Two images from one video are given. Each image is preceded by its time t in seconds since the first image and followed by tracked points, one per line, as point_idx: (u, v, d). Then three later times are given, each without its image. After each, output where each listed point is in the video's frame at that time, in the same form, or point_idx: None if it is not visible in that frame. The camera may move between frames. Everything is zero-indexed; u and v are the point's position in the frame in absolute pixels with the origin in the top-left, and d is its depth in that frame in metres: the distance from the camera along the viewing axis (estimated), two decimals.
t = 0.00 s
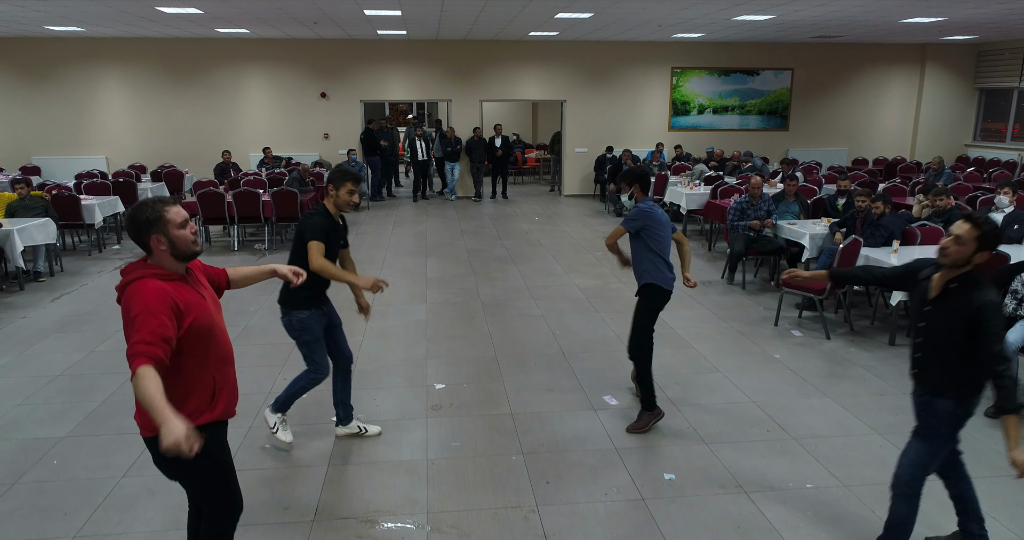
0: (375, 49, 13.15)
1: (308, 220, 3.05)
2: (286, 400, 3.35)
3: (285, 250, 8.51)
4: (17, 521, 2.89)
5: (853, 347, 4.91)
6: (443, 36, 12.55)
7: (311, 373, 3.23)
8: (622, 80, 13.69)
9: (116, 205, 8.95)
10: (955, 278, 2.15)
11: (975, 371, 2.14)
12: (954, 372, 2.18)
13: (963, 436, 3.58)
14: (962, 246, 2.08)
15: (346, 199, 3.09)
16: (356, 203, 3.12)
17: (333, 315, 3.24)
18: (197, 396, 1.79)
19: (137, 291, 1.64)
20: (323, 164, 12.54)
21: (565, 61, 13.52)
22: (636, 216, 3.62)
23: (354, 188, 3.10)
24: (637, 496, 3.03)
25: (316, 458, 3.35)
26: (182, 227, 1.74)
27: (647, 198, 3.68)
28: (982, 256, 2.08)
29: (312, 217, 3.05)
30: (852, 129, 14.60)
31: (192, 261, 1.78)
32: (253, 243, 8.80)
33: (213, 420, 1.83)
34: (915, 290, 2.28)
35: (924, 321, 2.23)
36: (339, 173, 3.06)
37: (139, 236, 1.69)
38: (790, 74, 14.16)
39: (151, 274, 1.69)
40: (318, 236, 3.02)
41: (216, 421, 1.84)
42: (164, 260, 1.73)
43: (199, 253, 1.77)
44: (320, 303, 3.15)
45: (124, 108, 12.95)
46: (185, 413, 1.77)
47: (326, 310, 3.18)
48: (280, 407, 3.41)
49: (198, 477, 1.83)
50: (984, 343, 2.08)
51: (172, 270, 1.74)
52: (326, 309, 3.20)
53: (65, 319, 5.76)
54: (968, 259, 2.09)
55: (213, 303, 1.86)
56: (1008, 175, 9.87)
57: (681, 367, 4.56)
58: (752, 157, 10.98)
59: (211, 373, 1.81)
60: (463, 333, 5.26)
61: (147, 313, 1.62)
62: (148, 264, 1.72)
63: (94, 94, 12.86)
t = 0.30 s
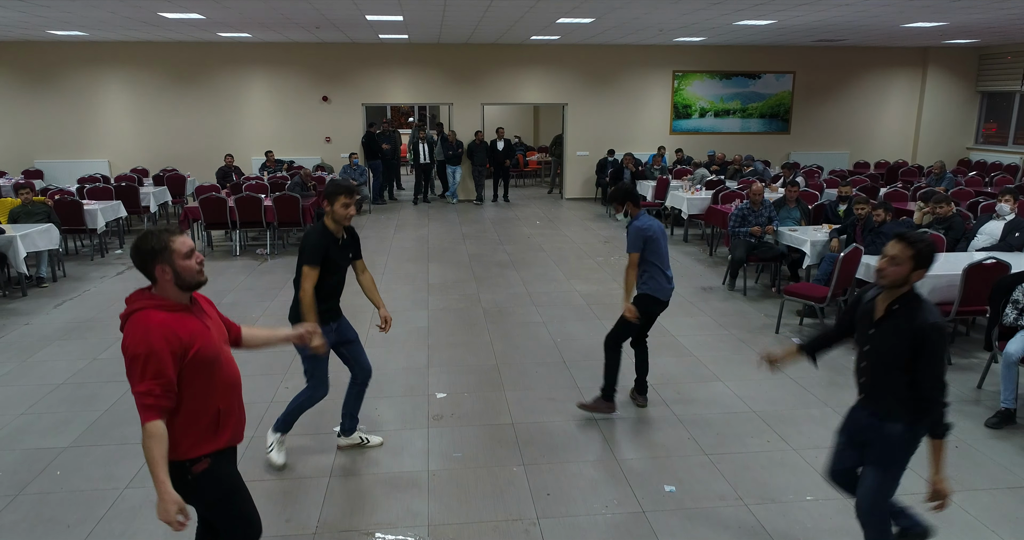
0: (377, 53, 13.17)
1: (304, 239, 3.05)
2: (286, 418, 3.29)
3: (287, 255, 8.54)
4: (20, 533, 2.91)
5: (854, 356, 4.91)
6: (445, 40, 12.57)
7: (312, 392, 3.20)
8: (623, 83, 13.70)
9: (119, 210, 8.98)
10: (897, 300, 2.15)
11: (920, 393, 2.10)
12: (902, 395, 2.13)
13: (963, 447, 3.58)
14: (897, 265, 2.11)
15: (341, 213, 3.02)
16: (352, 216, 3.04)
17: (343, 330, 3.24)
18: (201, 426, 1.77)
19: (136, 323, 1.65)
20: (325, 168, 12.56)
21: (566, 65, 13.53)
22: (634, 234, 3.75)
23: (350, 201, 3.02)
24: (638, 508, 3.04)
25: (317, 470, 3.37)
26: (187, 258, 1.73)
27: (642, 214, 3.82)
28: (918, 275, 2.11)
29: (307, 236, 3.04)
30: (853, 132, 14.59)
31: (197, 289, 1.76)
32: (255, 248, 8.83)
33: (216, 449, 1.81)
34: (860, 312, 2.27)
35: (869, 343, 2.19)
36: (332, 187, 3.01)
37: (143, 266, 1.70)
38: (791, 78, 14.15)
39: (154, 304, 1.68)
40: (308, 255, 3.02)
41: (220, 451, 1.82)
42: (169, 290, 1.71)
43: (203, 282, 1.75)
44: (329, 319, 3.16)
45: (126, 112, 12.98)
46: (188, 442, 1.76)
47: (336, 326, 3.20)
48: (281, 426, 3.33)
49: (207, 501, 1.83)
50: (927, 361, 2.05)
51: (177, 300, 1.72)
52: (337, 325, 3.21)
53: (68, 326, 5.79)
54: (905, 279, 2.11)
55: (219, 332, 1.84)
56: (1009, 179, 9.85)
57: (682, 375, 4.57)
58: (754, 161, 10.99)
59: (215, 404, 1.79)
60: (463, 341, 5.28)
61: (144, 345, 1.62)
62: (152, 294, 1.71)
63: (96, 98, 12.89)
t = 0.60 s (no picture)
0: (379, 55, 13.18)
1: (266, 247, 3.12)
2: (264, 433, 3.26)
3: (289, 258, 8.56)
4: None
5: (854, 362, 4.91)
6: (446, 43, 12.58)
7: (266, 393, 3.18)
8: (624, 85, 13.71)
9: (121, 213, 9.01)
10: (833, 301, 2.17)
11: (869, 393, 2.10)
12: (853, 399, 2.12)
13: (964, 455, 3.58)
14: (821, 268, 2.14)
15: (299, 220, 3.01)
16: (308, 222, 3.00)
17: (319, 341, 3.22)
18: (206, 449, 1.76)
19: (139, 345, 1.65)
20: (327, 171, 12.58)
21: (567, 67, 13.54)
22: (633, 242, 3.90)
23: (306, 209, 2.99)
24: (639, 517, 3.04)
25: (319, 478, 3.38)
26: (193, 276, 1.73)
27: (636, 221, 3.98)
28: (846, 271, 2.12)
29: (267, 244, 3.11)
30: (855, 134, 14.58)
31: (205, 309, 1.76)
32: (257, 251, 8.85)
33: (222, 473, 1.81)
34: (802, 321, 2.29)
35: (814, 353, 2.21)
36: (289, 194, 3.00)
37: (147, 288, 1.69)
38: (793, 80, 14.15)
39: (159, 327, 1.68)
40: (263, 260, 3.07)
41: (225, 474, 1.81)
42: (176, 310, 1.72)
43: (211, 301, 1.75)
44: (302, 329, 3.14)
45: (129, 114, 13.02)
46: (193, 468, 1.76)
47: (312, 337, 3.18)
48: (263, 445, 3.32)
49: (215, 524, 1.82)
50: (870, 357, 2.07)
51: (183, 321, 1.72)
52: (310, 336, 3.18)
53: (70, 331, 5.81)
54: (832, 278, 2.14)
55: (227, 354, 1.83)
56: (1011, 182, 9.84)
57: (682, 381, 4.58)
58: (755, 164, 10.99)
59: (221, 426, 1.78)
60: (465, 346, 5.29)
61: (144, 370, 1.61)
62: (159, 316, 1.71)
63: (98, 101, 12.92)
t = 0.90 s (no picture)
0: (380, 56, 13.18)
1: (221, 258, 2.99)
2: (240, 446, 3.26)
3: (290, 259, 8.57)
4: None
5: (856, 364, 4.90)
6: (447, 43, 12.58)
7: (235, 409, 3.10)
8: (625, 86, 13.70)
9: (122, 214, 9.02)
10: (771, 296, 2.33)
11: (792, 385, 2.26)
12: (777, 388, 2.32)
13: (965, 458, 3.57)
14: (756, 263, 2.32)
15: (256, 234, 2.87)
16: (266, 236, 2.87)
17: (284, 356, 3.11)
18: (217, 473, 1.67)
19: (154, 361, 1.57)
20: (328, 172, 12.60)
21: (568, 68, 13.54)
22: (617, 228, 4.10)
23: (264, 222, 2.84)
24: (639, 520, 3.04)
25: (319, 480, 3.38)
26: (220, 290, 1.65)
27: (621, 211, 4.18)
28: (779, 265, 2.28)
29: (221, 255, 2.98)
30: (856, 135, 14.57)
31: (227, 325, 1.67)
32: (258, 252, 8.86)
33: (234, 499, 1.71)
34: (746, 314, 2.46)
35: (752, 343, 2.40)
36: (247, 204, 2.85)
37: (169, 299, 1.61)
38: (795, 81, 14.14)
39: (177, 341, 1.60)
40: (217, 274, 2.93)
41: (238, 502, 1.71)
42: (197, 325, 1.62)
43: (235, 318, 1.67)
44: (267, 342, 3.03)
45: (130, 115, 13.03)
46: (203, 492, 1.66)
47: (278, 350, 3.07)
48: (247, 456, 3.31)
49: None
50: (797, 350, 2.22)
51: (203, 336, 1.63)
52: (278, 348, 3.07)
53: (72, 333, 5.82)
54: (767, 273, 2.32)
55: (248, 373, 1.73)
56: (1013, 183, 9.82)
57: (682, 383, 4.58)
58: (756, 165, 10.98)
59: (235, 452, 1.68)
60: (465, 347, 5.30)
61: (155, 387, 1.53)
62: (179, 329, 1.62)
63: (100, 102, 12.93)
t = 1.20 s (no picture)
0: (381, 56, 13.19)
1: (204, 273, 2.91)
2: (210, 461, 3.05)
3: (291, 259, 8.58)
4: None
5: (856, 364, 4.90)
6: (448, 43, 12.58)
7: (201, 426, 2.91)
8: (626, 86, 13.70)
9: (123, 214, 9.02)
10: (728, 296, 2.43)
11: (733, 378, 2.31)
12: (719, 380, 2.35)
13: (966, 458, 3.57)
14: (715, 262, 2.46)
15: (243, 248, 2.80)
16: (255, 251, 2.84)
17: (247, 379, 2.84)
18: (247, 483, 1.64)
19: (193, 371, 1.53)
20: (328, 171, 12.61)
21: (569, 68, 13.54)
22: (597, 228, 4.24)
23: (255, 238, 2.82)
24: (639, 520, 3.04)
25: (320, 479, 3.39)
26: (260, 299, 1.64)
27: (608, 209, 4.34)
28: (730, 267, 2.40)
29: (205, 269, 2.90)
30: (857, 135, 14.56)
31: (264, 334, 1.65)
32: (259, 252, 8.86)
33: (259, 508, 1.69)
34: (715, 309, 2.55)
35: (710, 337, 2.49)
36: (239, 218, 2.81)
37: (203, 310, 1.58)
38: (796, 81, 14.13)
39: (215, 351, 1.57)
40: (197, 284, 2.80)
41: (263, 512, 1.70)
42: (234, 334, 1.59)
43: (273, 327, 1.66)
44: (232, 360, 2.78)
45: (131, 116, 13.04)
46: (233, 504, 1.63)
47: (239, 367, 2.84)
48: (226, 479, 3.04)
49: None
50: (737, 343, 2.28)
51: (241, 346, 1.60)
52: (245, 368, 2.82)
53: (73, 333, 5.82)
54: (723, 274, 2.43)
55: (280, 383, 1.72)
56: (1015, 183, 9.81)
57: (683, 383, 4.57)
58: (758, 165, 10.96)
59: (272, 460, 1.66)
60: (466, 347, 5.30)
61: (199, 396, 1.50)
62: (215, 338, 1.59)
63: (101, 101, 12.95)
